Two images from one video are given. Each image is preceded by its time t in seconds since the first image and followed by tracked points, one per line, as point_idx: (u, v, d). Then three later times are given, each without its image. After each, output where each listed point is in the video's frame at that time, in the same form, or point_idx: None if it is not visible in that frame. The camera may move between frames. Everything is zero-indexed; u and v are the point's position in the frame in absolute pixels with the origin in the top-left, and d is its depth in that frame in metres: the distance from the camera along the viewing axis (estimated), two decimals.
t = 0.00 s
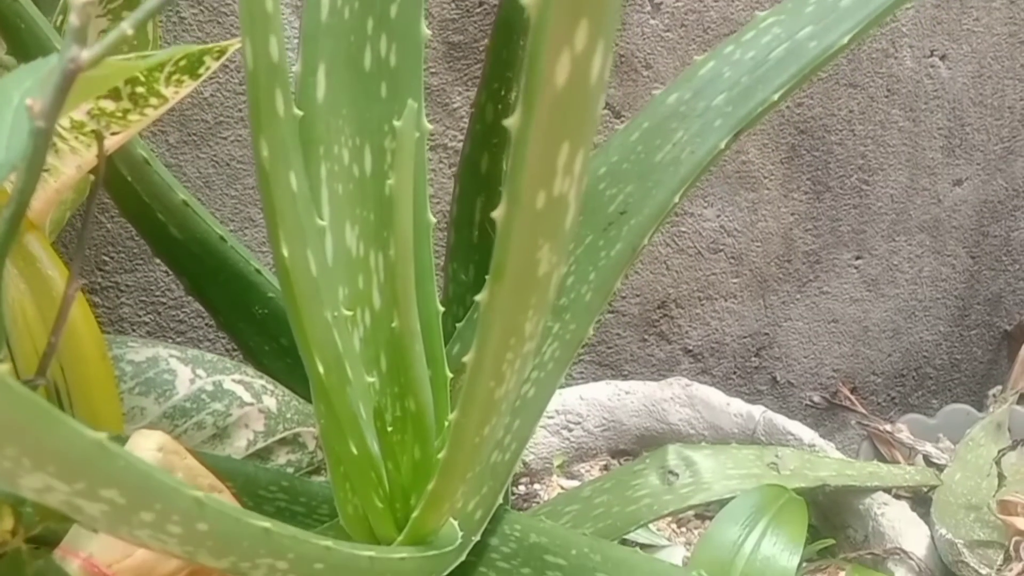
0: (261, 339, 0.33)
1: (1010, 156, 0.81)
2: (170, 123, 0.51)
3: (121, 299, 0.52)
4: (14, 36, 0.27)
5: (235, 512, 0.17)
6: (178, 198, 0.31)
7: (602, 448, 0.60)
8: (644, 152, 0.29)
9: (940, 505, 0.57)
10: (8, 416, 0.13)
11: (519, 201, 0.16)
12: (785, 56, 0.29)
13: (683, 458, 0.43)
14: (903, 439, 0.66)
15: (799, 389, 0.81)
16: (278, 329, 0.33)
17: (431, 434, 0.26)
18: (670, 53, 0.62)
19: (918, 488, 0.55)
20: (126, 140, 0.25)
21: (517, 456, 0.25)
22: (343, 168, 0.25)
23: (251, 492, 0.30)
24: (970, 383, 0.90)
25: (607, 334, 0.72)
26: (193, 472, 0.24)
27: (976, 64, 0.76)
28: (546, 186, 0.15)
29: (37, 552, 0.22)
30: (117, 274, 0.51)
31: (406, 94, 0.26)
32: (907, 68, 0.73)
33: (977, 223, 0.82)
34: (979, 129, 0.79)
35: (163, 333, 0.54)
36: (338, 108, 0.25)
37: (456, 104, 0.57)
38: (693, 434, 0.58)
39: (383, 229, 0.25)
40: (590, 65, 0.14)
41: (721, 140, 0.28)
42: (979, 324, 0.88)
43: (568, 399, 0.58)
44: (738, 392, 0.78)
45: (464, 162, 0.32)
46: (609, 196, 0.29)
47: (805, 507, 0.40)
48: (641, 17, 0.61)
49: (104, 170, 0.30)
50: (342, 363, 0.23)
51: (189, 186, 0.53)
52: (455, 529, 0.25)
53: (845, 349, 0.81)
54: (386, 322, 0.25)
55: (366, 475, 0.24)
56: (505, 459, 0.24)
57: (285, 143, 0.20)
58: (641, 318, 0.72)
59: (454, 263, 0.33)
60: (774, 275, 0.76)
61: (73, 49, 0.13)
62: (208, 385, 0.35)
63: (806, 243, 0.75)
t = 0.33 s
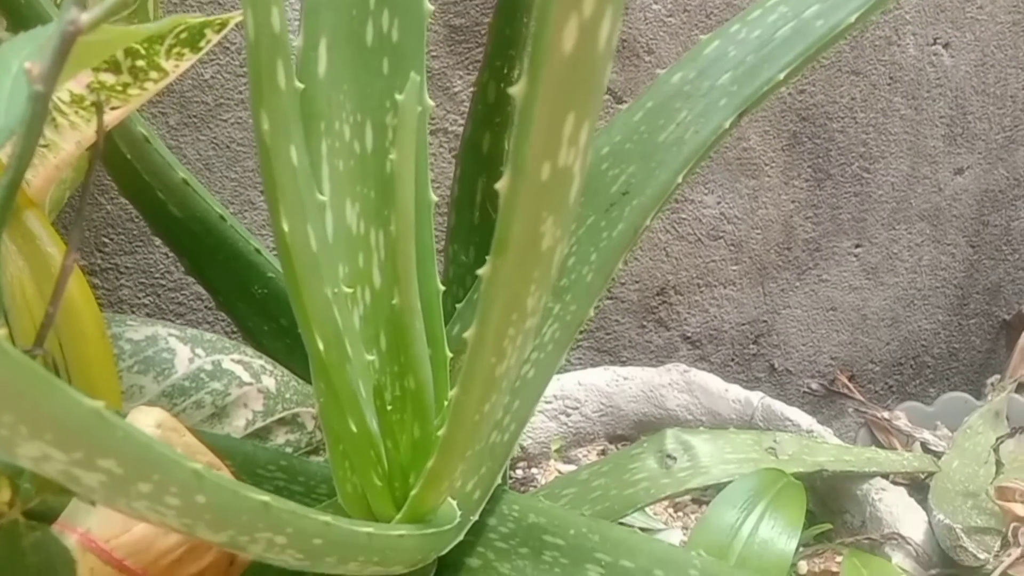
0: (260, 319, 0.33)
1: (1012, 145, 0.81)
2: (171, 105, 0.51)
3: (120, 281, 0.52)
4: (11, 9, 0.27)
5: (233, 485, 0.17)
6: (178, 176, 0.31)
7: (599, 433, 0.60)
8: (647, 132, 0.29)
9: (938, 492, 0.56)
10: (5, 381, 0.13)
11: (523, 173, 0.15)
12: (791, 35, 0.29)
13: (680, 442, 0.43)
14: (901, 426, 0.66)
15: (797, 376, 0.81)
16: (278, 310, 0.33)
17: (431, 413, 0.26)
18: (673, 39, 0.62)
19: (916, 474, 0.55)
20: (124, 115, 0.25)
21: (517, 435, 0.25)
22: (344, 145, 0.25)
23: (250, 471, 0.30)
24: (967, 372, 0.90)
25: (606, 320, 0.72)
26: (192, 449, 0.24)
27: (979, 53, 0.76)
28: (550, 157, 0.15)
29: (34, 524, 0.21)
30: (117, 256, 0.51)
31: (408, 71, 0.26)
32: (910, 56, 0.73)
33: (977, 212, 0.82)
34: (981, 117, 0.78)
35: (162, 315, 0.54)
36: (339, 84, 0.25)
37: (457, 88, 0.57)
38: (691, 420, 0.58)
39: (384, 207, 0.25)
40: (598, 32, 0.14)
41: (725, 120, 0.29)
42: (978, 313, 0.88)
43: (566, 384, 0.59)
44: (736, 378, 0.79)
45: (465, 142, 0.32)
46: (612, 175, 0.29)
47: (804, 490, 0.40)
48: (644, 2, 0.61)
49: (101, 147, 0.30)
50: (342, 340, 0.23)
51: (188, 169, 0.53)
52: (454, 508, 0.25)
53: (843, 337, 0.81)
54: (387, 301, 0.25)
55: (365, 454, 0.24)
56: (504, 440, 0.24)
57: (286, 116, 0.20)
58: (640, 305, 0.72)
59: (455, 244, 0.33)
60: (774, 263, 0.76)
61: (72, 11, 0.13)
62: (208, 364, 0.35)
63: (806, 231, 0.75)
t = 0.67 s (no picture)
0: (262, 298, 0.32)
1: (1015, 135, 0.81)
2: (175, 87, 0.51)
3: (123, 264, 0.52)
4: None
5: (231, 458, 0.16)
6: (180, 154, 0.31)
7: (600, 419, 0.60)
8: (651, 112, 0.30)
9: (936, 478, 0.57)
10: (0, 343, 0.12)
11: (526, 142, 0.15)
12: (796, 15, 0.29)
13: (680, 427, 0.43)
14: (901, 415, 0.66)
15: (797, 364, 0.82)
16: (280, 290, 0.32)
17: (431, 392, 0.26)
18: (677, 24, 0.62)
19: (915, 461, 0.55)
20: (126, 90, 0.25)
21: (518, 415, 0.25)
22: (346, 121, 0.25)
23: (252, 449, 0.30)
24: (967, 361, 0.90)
25: (607, 307, 0.72)
26: (192, 425, 0.24)
27: (983, 42, 0.76)
28: (553, 126, 0.15)
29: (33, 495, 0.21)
30: (121, 238, 0.52)
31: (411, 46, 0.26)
32: (914, 45, 0.73)
33: (979, 202, 0.82)
34: (984, 107, 0.78)
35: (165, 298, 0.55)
36: (342, 59, 0.25)
37: (461, 72, 0.57)
38: (691, 406, 0.59)
39: (386, 184, 0.25)
40: None
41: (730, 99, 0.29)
42: (979, 303, 0.88)
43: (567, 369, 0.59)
44: (736, 366, 0.79)
45: (469, 121, 0.32)
46: (615, 155, 0.29)
47: (803, 474, 0.40)
48: None
49: (103, 123, 0.30)
50: (344, 318, 0.23)
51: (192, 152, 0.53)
52: (454, 488, 0.25)
53: (843, 326, 0.81)
54: (388, 279, 0.25)
55: (365, 432, 0.24)
56: (504, 420, 0.24)
57: (288, 89, 0.20)
58: (642, 292, 0.72)
59: (456, 225, 0.33)
60: (775, 251, 0.76)
61: None
62: (210, 343, 0.35)
63: (808, 219, 0.75)
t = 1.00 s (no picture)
0: (264, 276, 0.32)
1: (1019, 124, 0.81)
2: (178, 62, 0.51)
3: (125, 241, 0.52)
4: None
5: (233, 434, 0.16)
6: (183, 129, 0.31)
7: (601, 403, 0.60)
8: (656, 93, 0.29)
9: (937, 466, 0.57)
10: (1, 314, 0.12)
11: (531, 119, 0.15)
12: None
13: (681, 411, 0.43)
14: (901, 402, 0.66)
15: (799, 350, 0.82)
16: (283, 267, 0.32)
17: (434, 372, 0.26)
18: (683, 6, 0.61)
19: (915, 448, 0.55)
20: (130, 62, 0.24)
21: (520, 397, 0.25)
22: (349, 97, 0.25)
23: (253, 427, 0.30)
24: (967, 350, 0.90)
25: (609, 291, 0.72)
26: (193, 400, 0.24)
27: (989, 29, 0.75)
28: (559, 104, 0.15)
29: (35, 467, 0.21)
30: (122, 214, 0.51)
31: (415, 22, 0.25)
32: (920, 31, 0.72)
33: (982, 190, 0.82)
34: (989, 95, 0.78)
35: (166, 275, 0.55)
36: (347, 34, 0.25)
37: (465, 52, 0.57)
38: (693, 390, 0.59)
39: (390, 162, 0.25)
40: None
41: (735, 81, 0.29)
42: (980, 292, 0.88)
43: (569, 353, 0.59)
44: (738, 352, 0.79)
45: (473, 100, 0.32)
46: (620, 137, 0.29)
47: (802, 459, 0.40)
48: None
49: (105, 98, 0.29)
50: (347, 296, 0.23)
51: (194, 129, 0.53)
52: (455, 468, 0.25)
53: (845, 312, 0.82)
54: (392, 259, 0.25)
55: (368, 411, 0.24)
56: (506, 402, 0.24)
57: (292, 64, 0.20)
58: (644, 276, 0.72)
59: (461, 205, 0.33)
60: (778, 236, 0.76)
61: None
62: (212, 321, 0.35)
63: (811, 205, 0.75)
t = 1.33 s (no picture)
0: (266, 253, 0.32)
1: None
2: (178, 39, 0.51)
3: (124, 219, 0.52)
4: None
5: (240, 408, 0.16)
6: (185, 104, 0.31)
7: (602, 387, 0.61)
8: (663, 73, 0.29)
9: (938, 454, 0.57)
10: (7, 281, 0.12)
11: (541, 92, 0.15)
12: None
13: (684, 396, 0.43)
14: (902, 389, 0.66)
15: (800, 337, 0.82)
16: (285, 245, 0.32)
17: (439, 349, 0.26)
18: None
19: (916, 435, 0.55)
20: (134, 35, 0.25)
21: (524, 378, 0.25)
22: (355, 72, 0.25)
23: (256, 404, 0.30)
24: (969, 339, 0.90)
25: (612, 275, 0.72)
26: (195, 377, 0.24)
27: (995, 16, 0.75)
28: (569, 78, 0.15)
29: (40, 440, 0.20)
30: (122, 192, 0.51)
31: None
32: (926, 17, 0.71)
33: (987, 178, 0.81)
34: (994, 83, 0.77)
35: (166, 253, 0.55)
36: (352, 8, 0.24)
37: (469, 33, 0.57)
38: (694, 375, 0.59)
39: (395, 139, 0.25)
40: None
41: (744, 63, 0.28)
42: (983, 281, 0.87)
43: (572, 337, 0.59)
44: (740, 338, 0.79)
45: (479, 78, 0.32)
46: (626, 117, 0.29)
47: (805, 444, 0.40)
48: None
49: (106, 74, 0.29)
50: (351, 272, 0.23)
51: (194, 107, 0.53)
52: (459, 447, 0.25)
53: (847, 300, 0.82)
54: (397, 236, 0.25)
55: (372, 389, 0.24)
56: (509, 381, 0.24)
57: (298, 37, 0.19)
58: (647, 261, 0.72)
59: (465, 184, 0.33)
60: (781, 223, 0.75)
61: None
62: (213, 298, 0.35)
63: (815, 191, 0.75)
